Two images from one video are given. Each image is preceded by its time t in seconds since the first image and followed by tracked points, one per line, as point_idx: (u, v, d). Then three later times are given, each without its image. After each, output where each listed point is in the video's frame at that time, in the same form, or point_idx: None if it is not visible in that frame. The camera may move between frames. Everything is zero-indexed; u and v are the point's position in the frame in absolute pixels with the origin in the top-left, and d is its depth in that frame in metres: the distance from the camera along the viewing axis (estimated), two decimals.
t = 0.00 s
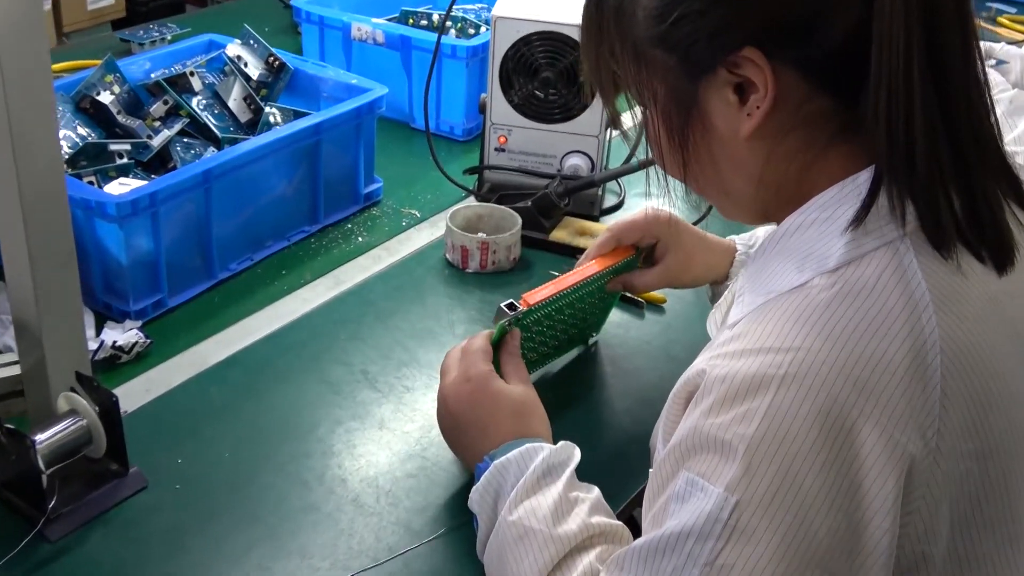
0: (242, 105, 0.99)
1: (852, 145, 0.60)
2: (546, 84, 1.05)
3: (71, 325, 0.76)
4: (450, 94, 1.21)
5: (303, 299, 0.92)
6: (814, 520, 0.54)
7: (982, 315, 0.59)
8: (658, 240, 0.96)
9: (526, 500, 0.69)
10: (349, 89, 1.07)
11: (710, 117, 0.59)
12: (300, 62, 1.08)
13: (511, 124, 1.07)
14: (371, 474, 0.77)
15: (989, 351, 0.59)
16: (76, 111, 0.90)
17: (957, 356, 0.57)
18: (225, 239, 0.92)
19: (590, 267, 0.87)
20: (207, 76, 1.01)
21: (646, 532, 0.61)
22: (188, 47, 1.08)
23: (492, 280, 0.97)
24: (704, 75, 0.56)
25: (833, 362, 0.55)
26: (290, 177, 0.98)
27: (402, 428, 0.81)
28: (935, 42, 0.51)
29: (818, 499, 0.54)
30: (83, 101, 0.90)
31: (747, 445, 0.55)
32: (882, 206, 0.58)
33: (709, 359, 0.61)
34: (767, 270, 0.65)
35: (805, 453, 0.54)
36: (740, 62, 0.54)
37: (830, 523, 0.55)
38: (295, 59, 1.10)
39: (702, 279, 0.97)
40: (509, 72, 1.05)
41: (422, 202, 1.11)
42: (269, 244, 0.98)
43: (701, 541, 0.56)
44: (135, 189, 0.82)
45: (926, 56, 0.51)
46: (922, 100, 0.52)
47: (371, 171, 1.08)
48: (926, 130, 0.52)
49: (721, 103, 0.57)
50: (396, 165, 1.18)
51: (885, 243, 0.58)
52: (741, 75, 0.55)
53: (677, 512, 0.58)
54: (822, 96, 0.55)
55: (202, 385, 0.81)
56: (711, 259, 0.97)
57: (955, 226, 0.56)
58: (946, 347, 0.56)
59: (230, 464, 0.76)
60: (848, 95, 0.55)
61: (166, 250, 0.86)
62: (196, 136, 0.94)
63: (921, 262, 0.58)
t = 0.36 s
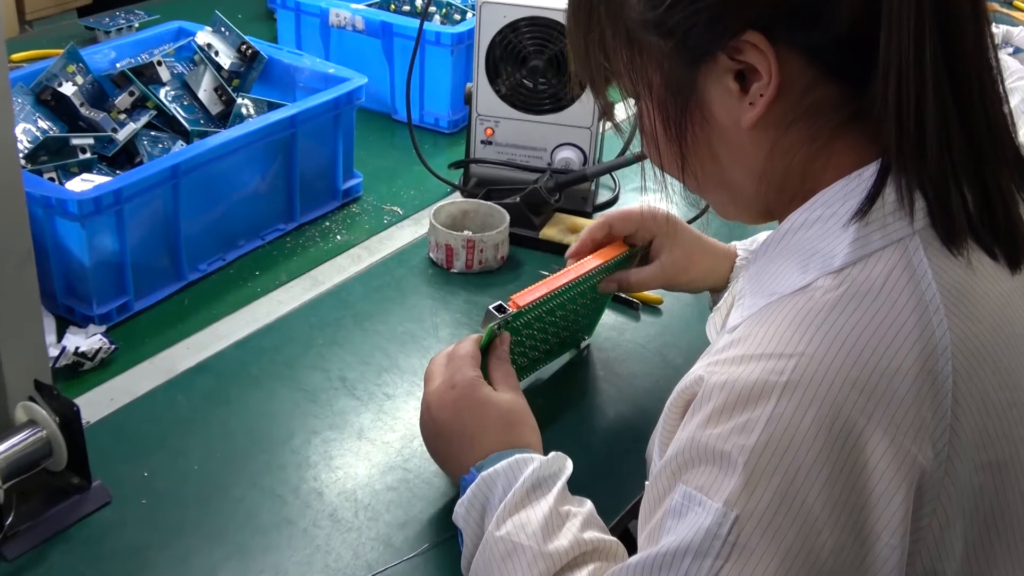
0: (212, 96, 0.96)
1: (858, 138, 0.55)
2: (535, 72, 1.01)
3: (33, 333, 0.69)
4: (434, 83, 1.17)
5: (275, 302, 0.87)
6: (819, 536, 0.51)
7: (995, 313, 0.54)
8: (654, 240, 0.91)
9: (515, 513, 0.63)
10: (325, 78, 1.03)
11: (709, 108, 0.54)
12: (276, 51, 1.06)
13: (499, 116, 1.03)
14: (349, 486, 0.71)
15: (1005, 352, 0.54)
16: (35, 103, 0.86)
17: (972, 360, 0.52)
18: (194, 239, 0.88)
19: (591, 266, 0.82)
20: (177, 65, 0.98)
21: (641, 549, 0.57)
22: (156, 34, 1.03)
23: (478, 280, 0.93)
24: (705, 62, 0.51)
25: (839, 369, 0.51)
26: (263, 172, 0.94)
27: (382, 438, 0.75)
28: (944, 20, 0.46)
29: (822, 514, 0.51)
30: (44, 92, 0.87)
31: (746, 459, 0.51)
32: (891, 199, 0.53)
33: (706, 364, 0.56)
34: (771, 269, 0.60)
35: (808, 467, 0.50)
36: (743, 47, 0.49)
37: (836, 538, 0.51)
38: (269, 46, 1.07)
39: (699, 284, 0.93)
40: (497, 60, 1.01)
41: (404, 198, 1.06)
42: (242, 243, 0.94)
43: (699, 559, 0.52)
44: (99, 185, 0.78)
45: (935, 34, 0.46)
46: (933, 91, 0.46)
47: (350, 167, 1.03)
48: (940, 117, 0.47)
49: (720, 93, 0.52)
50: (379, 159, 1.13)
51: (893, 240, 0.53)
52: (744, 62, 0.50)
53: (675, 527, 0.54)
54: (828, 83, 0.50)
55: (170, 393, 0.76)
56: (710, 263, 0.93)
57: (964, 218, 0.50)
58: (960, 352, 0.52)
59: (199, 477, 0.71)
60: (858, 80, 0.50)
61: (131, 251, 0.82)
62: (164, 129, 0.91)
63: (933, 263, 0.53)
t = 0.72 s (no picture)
0: (187, 84, 0.92)
1: (865, 133, 0.50)
2: (531, 58, 0.97)
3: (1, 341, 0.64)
4: (422, 69, 1.13)
5: (254, 303, 0.82)
6: (831, 555, 0.47)
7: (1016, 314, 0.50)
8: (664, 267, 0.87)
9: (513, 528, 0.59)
10: (308, 64, 0.99)
11: (706, 99, 0.49)
12: (257, 37, 1.02)
13: (492, 104, 0.99)
14: (334, 498, 0.67)
15: None
16: None
17: (992, 365, 0.48)
18: (168, 234, 0.84)
19: (613, 276, 0.80)
20: (149, 51, 0.93)
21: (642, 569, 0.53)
22: (127, 19, 0.99)
23: (470, 279, 0.88)
24: (703, 48, 0.47)
25: (852, 376, 0.46)
26: (241, 165, 0.89)
27: (369, 447, 0.71)
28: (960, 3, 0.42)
29: (834, 531, 0.46)
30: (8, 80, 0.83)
31: (752, 473, 0.46)
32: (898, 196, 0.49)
33: (708, 370, 0.52)
34: (778, 268, 0.55)
35: (819, 481, 0.46)
36: (741, 32, 0.45)
37: (848, 557, 0.47)
38: (248, 30, 1.03)
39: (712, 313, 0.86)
40: (490, 45, 0.96)
41: (391, 192, 1.01)
42: (219, 240, 0.89)
43: None
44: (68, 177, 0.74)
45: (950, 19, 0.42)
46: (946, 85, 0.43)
47: (333, 159, 0.99)
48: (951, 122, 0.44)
49: (719, 85, 0.48)
50: (366, 150, 1.09)
51: (909, 238, 0.48)
52: (743, 49, 0.45)
53: (677, 547, 0.49)
54: (834, 72, 0.46)
55: (144, 399, 0.72)
56: (725, 291, 0.86)
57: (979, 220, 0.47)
58: (979, 356, 0.47)
59: (175, 488, 0.66)
60: (865, 70, 0.46)
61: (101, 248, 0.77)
62: (137, 119, 0.88)
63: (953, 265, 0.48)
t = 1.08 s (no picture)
0: (168, 71, 0.89)
1: (871, 127, 0.45)
2: (532, 46, 0.92)
3: None
4: (417, 57, 1.09)
5: (238, 303, 0.78)
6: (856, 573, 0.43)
7: None
8: (681, 272, 0.82)
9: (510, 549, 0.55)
10: (296, 50, 0.95)
11: (706, 85, 0.46)
12: (242, 22, 0.98)
13: (491, 94, 0.95)
14: (323, 511, 0.62)
15: None
16: None
17: None
18: (148, 231, 0.80)
19: (625, 274, 0.76)
20: (128, 36, 0.89)
21: None
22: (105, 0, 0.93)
23: (467, 279, 0.84)
24: (702, 37, 0.43)
25: (877, 384, 0.42)
26: (225, 159, 0.86)
27: (360, 457, 0.67)
28: None
29: (860, 548, 0.43)
30: None
31: (771, 489, 0.43)
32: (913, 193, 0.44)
33: (724, 376, 0.47)
34: (799, 267, 0.50)
35: (842, 496, 0.42)
36: (737, 24, 0.41)
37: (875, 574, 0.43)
38: (233, 15, 0.99)
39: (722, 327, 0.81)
40: (489, 31, 0.92)
41: (384, 186, 0.97)
42: (203, 236, 0.85)
43: None
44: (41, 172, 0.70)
45: None
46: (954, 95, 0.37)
47: (323, 151, 0.95)
48: (961, 119, 0.38)
49: (721, 73, 0.44)
50: (358, 142, 1.05)
51: (936, 238, 0.43)
52: (742, 41, 0.42)
53: (693, 566, 0.46)
54: (839, 63, 0.41)
55: (123, 406, 0.68)
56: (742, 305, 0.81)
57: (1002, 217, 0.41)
58: (1014, 362, 0.43)
59: (156, 501, 0.62)
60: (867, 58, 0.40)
61: (77, 246, 0.74)
62: (115, 108, 0.85)
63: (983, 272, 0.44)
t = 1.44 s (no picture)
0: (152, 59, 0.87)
1: (899, 117, 0.41)
2: (535, 33, 0.88)
3: None
4: (413, 46, 1.05)
5: (226, 304, 0.75)
6: None
7: None
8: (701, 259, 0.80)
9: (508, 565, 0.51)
10: (285, 37, 0.92)
11: (730, 69, 0.42)
12: (229, 8, 0.94)
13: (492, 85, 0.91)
14: (318, 524, 0.58)
15: None
16: None
17: None
18: (131, 227, 0.77)
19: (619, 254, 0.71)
20: (109, 22, 0.86)
21: None
22: None
23: (466, 279, 0.81)
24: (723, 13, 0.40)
25: (910, 388, 0.38)
26: (212, 151, 0.82)
27: (355, 468, 0.62)
28: None
29: (888, 560, 0.39)
30: None
31: (796, 497, 0.39)
32: (932, 204, 0.40)
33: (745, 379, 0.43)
34: (826, 263, 0.46)
35: (871, 504, 0.38)
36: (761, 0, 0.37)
37: None
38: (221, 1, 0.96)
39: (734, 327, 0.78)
40: (489, 18, 0.89)
41: (379, 181, 0.94)
42: (187, 234, 0.82)
43: None
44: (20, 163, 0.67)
45: None
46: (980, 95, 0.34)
47: (315, 144, 0.91)
48: (989, 113, 0.35)
49: (744, 50, 0.40)
50: (352, 134, 1.01)
51: (970, 235, 0.39)
52: (766, 19, 0.38)
53: None
54: (868, 48, 0.37)
55: (103, 413, 0.64)
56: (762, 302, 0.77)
57: None
58: None
59: (139, 513, 0.58)
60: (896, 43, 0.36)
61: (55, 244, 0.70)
62: (95, 99, 0.82)
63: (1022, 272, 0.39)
